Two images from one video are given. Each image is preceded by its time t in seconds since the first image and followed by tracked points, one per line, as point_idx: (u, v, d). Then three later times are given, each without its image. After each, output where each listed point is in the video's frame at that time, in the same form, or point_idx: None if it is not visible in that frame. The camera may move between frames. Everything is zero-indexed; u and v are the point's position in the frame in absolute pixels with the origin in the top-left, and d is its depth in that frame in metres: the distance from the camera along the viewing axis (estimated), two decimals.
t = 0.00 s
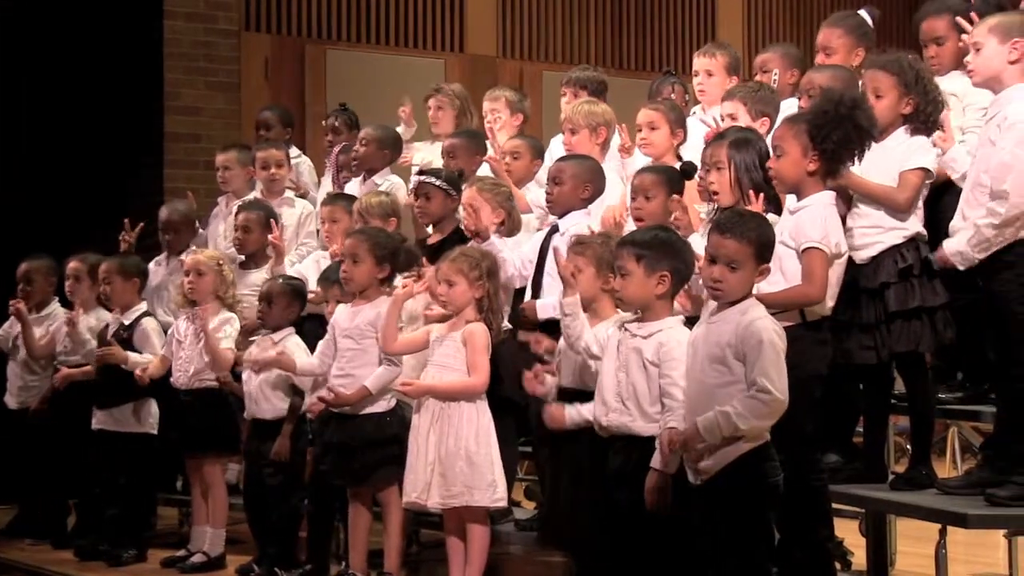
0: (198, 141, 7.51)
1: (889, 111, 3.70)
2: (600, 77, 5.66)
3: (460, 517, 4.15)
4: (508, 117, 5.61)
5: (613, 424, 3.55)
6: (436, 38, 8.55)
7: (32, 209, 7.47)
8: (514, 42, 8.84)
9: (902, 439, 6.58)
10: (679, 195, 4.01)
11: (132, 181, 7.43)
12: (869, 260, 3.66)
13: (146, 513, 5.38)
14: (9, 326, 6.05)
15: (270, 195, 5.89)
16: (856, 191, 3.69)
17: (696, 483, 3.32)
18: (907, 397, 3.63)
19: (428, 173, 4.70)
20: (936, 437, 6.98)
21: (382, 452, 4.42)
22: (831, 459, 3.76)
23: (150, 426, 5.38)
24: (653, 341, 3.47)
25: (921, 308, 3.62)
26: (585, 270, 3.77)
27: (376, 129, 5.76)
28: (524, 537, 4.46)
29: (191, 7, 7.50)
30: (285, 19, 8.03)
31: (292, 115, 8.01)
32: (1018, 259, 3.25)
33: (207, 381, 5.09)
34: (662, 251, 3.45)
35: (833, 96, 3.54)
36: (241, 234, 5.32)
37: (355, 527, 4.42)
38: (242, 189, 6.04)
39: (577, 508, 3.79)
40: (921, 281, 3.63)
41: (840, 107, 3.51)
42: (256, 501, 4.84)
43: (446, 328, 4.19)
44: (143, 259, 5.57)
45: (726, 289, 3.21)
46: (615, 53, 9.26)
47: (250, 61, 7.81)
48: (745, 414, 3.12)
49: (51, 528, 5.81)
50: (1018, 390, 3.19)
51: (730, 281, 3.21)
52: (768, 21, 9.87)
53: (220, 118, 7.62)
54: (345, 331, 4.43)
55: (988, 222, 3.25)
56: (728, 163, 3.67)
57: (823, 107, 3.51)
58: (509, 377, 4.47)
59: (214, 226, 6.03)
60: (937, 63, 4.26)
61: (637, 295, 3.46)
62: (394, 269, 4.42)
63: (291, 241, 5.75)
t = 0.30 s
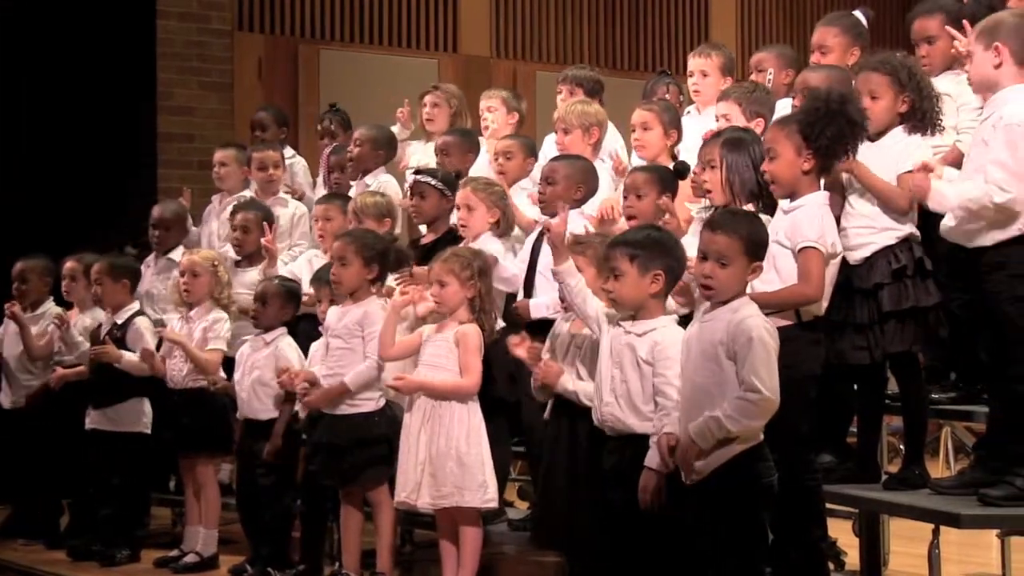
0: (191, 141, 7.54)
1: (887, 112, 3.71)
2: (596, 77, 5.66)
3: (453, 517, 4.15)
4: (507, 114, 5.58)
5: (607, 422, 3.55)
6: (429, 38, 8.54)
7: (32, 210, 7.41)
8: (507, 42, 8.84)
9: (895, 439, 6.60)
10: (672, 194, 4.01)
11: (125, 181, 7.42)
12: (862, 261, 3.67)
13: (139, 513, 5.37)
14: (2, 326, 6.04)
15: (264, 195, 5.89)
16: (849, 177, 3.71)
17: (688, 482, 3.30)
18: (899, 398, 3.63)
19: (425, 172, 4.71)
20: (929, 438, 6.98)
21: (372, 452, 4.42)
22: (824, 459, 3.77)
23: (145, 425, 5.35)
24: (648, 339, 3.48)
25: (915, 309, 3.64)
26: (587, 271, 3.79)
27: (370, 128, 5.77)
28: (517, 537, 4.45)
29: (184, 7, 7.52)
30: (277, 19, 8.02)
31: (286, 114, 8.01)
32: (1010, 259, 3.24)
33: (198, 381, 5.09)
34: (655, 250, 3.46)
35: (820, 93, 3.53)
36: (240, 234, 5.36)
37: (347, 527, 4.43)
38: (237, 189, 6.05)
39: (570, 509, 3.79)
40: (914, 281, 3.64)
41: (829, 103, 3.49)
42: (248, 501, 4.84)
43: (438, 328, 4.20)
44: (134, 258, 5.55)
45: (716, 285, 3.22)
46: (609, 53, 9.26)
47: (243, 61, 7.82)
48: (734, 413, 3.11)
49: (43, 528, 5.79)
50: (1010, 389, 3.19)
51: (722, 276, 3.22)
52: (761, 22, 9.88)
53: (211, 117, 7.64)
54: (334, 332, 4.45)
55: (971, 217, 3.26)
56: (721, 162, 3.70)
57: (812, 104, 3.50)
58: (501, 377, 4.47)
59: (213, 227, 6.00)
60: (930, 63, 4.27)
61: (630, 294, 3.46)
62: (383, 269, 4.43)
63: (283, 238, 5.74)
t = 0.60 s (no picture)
0: (181, 141, 7.59)
1: (882, 111, 3.67)
2: (593, 78, 5.65)
3: (446, 518, 4.15)
4: (506, 114, 5.52)
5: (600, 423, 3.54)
6: (425, 38, 8.54)
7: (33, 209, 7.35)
8: (503, 42, 8.84)
9: (890, 440, 6.60)
10: (667, 195, 4.00)
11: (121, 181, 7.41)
12: (856, 262, 3.66)
13: (134, 513, 5.36)
14: None
15: (261, 195, 5.88)
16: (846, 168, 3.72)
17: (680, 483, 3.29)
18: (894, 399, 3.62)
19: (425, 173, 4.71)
20: (925, 439, 6.98)
21: (366, 451, 4.41)
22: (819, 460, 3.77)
23: (135, 427, 5.34)
24: (645, 341, 3.48)
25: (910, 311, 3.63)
26: (584, 270, 3.77)
27: (365, 130, 5.77)
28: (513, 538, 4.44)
29: (180, 7, 7.59)
30: (273, 19, 8.02)
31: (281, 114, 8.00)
32: (1005, 260, 3.23)
33: (195, 382, 5.10)
34: (653, 253, 3.46)
35: (814, 93, 3.52)
36: (236, 234, 5.34)
37: (343, 526, 4.43)
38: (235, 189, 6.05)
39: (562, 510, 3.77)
40: (908, 283, 3.63)
41: (822, 104, 3.49)
42: (243, 502, 4.83)
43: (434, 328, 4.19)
44: (130, 257, 5.54)
45: (707, 283, 3.22)
46: (605, 53, 9.26)
47: (238, 63, 7.84)
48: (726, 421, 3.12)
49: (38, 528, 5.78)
50: (1003, 389, 3.19)
51: (709, 270, 3.21)
52: (757, 22, 9.88)
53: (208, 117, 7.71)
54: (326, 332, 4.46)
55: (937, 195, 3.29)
56: (718, 162, 3.70)
57: (805, 104, 3.49)
58: (496, 378, 4.46)
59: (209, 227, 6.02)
60: (927, 64, 4.26)
61: (630, 295, 3.46)
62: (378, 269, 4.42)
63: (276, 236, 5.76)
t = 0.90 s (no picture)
0: (175, 141, 7.59)
1: (878, 113, 3.69)
2: (591, 79, 5.66)
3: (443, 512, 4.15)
4: (505, 117, 5.52)
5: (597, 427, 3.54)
6: (421, 39, 8.53)
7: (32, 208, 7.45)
8: (498, 43, 8.83)
9: (885, 440, 6.61)
10: (664, 196, 4.00)
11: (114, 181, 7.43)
12: (849, 263, 3.67)
13: (129, 514, 5.35)
14: None
15: (257, 196, 5.87)
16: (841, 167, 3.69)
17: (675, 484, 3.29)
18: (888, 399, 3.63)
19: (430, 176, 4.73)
20: (919, 441, 6.98)
21: (361, 452, 4.41)
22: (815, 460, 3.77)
23: (126, 427, 5.32)
24: (637, 343, 3.47)
25: (902, 311, 3.64)
26: (580, 270, 3.77)
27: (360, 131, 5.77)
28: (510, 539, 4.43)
29: (174, 7, 7.56)
30: (268, 19, 8.01)
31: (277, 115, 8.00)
32: (1001, 260, 3.23)
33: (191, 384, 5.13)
34: (642, 251, 3.46)
35: (809, 94, 3.52)
36: (234, 234, 5.37)
37: (338, 528, 4.42)
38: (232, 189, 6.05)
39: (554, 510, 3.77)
40: (901, 284, 3.64)
41: (817, 105, 3.49)
42: (239, 503, 4.83)
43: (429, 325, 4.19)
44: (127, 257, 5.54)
45: (702, 284, 3.22)
46: (601, 54, 9.26)
47: (233, 62, 7.84)
48: (718, 425, 3.11)
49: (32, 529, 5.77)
50: (998, 388, 3.19)
51: (701, 270, 3.22)
52: (752, 24, 9.89)
53: (205, 117, 7.72)
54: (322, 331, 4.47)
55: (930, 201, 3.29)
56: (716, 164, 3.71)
57: (800, 106, 3.49)
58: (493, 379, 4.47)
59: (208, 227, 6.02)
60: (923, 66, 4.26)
61: (616, 296, 3.46)
62: (375, 268, 4.38)
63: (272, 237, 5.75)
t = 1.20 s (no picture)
0: (171, 142, 7.48)
1: (873, 115, 3.68)
2: (587, 80, 5.65)
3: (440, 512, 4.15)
4: (500, 118, 5.52)
5: (592, 429, 3.52)
6: (416, 41, 8.53)
7: (32, 208, 7.58)
8: (494, 45, 8.83)
9: (880, 440, 6.61)
10: (659, 197, 3.99)
11: (112, 182, 7.47)
12: (843, 264, 3.67)
13: (123, 515, 5.35)
14: None
15: (251, 197, 5.87)
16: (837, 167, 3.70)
17: (673, 484, 3.30)
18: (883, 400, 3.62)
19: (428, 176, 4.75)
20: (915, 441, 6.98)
21: (356, 452, 4.40)
22: (810, 461, 3.77)
23: (121, 429, 5.33)
24: (625, 345, 3.46)
25: (897, 312, 3.63)
26: (570, 271, 3.77)
27: (355, 131, 5.75)
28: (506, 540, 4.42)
29: (171, 8, 7.48)
30: (264, 20, 8.00)
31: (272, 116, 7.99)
32: (993, 262, 3.22)
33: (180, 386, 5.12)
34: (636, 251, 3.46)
35: (800, 95, 3.52)
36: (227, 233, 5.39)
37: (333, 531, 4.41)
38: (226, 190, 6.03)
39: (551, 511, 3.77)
40: (896, 285, 3.63)
41: (808, 105, 3.48)
42: (233, 503, 4.82)
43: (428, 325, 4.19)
44: (121, 258, 5.53)
45: (697, 284, 3.22)
46: (597, 55, 9.26)
47: (229, 63, 7.81)
48: (709, 421, 3.11)
49: (26, 530, 5.78)
50: (989, 390, 3.19)
51: (696, 270, 3.22)
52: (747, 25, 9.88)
53: (199, 118, 7.62)
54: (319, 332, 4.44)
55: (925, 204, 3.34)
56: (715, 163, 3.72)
57: (792, 106, 3.49)
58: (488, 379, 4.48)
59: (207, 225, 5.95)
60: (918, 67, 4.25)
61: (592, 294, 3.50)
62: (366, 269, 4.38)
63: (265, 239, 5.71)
